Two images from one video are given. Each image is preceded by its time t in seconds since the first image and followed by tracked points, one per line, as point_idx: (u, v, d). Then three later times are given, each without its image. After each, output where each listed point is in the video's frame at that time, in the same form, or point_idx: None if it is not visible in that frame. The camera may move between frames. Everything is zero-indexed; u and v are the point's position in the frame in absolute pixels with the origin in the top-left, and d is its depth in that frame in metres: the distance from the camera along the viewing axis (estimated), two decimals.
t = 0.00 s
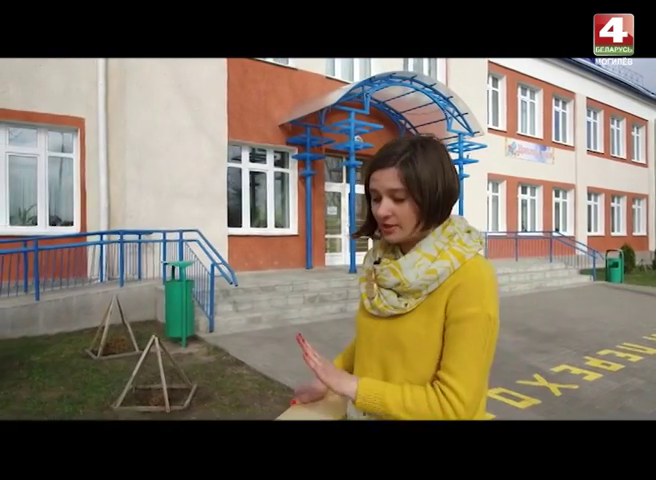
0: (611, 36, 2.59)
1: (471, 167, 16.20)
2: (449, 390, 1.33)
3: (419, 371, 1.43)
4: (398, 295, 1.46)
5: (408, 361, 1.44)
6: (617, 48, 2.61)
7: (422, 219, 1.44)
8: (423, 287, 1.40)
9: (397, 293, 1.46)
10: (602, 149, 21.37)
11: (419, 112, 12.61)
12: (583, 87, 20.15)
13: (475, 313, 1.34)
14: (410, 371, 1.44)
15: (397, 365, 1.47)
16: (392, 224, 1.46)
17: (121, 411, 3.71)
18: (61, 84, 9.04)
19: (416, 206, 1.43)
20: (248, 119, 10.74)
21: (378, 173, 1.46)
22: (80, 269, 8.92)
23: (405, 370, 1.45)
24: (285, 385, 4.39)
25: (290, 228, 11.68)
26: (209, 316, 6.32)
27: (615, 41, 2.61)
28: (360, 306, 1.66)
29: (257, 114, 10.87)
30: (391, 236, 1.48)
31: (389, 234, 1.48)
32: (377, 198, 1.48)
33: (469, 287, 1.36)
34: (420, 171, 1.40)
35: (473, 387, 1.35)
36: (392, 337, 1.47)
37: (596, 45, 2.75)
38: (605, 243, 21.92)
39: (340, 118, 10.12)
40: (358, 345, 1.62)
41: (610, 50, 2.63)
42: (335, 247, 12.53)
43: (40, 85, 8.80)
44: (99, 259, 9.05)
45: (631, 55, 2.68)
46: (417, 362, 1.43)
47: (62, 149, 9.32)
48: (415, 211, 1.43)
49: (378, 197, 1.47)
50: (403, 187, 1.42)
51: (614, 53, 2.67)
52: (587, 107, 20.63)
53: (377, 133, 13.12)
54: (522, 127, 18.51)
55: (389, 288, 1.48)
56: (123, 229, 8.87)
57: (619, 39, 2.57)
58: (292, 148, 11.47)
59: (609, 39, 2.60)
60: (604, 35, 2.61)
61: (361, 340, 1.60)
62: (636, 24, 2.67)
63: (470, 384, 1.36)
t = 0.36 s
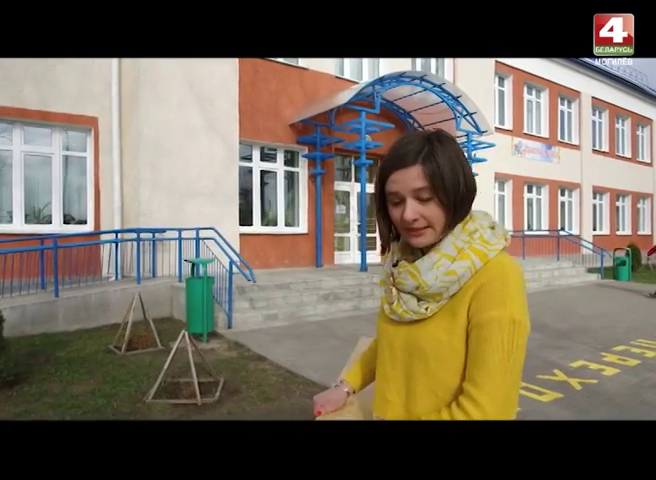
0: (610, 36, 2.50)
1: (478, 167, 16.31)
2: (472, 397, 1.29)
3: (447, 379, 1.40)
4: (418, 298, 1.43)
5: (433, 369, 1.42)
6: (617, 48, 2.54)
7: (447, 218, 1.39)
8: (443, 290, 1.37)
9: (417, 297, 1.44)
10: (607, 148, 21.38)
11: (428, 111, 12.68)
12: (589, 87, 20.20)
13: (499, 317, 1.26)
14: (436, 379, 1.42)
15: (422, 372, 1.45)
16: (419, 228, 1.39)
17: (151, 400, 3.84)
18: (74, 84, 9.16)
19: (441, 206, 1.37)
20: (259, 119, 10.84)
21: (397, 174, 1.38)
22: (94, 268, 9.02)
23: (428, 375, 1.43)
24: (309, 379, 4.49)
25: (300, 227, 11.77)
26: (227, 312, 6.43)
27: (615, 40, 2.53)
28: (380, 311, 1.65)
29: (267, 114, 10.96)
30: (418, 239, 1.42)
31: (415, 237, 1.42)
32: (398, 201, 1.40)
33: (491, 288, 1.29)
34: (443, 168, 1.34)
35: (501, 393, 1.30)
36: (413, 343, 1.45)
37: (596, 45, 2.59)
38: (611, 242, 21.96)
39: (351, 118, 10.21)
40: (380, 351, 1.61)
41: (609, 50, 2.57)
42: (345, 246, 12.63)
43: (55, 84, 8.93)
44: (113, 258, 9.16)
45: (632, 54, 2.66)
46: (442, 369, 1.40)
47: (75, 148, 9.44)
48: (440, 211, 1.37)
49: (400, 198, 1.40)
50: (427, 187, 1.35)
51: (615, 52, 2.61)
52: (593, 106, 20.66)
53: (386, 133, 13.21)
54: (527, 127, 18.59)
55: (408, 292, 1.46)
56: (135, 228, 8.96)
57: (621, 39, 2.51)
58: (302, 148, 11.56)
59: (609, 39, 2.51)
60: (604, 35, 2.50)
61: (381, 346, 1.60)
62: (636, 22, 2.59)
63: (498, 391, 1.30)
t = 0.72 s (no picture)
0: (610, 35, 2.41)
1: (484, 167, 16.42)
2: (513, 398, 1.21)
3: (483, 381, 1.31)
4: (455, 294, 1.33)
5: (469, 370, 1.32)
6: (617, 49, 2.43)
7: (496, 205, 1.32)
8: (485, 285, 1.28)
9: (453, 293, 1.34)
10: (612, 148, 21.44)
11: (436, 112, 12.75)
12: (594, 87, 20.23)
13: (550, 314, 1.20)
14: (471, 381, 1.32)
15: (455, 374, 1.35)
16: (469, 217, 1.30)
17: (181, 395, 3.95)
18: (90, 85, 9.29)
19: (492, 192, 1.30)
20: (269, 119, 10.97)
21: (447, 158, 1.29)
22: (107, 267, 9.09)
23: (462, 376, 1.33)
24: (330, 376, 4.58)
25: (309, 226, 11.88)
26: (244, 311, 6.53)
27: (616, 40, 2.43)
28: (401, 308, 1.53)
29: (277, 114, 11.10)
30: (465, 229, 1.33)
31: (465, 228, 1.32)
32: (445, 187, 1.32)
33: (539, 282, 1.23)
34: (497, 153, 1.28)
35: (543, 395, 1.22)
36: (449, 343, 1.34)
37: (596, 45, 2.50)
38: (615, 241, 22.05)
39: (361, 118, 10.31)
40: (402, 351, 1.49)
41: (609, 51, 2.46)
42: (353, 245, 12.74)
43: (70, 85, 9.04)
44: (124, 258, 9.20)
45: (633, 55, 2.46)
46: (480, 370, 1.30)
47: (88, 149, 9.52)
48: (491, 198, 1.30)
49: (449, 185, 1.31)
50: (482, 172, 1.29)
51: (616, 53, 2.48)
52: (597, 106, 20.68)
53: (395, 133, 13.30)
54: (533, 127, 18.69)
55: (443, 287, 1.36)
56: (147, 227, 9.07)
57: (621, 39, 2.40)
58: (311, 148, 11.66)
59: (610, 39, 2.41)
60: (604, 35, 2.43)
61: (405, 347, 1.47)
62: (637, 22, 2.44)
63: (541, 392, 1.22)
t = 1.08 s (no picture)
0: (610, 36, 2.29)
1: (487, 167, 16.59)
2: (530, 401, 1.26)
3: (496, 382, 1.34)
4: (476, 300, 1.32)
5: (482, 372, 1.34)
6: (617, 50, 2.31)
7: (499, 214, 1.32)
8: (508, 291, 1.29)
9: (475, 298, 1.33)
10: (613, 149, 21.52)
11: (439, 113, 12.87)
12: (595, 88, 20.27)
13: (565, 320, 1.25)
14: (483, 382, 1.35)
15: (469, 375, 1.37)
16: (468, 226, 1.32)
17: (202, 390, 4.09)
18: (102, 87, 9.46)
19: (493, 202, 1.30)
20: (275, 121, 11.08)
21: (448, 169, 1.30)
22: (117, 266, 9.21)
23: (481, 379, 1.34)
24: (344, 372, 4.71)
25: (314, 227, 12.03)
26: (255, 309, 6.70)
27: (615, 40, 2.30)
28: (413, 309, 1.51)
29: (284, 116, 11.22)
30: (468, 235, 1.35)
31: (467, 234, 1.35)
32: (448, 196, 1.33)
33: (559, 289, 1.28)
34: (499, 164, 1.27)
35: (553, 396, 1.28)
36: (466, 346, 1.35)
37: (595, 45, 2.37)
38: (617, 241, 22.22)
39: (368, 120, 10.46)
40: (415, 354, 1.48)
41: (609, 51, 2.34)
42: (359, 245, 12.90)
43: (83, 88, 9.22)
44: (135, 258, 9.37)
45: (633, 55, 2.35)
46: (492, 372, 1.33)
47: (98, 149, 9.68)
48: (492, 207, 1.30)
49: (450, 195, 1.33)
50: (480, 183, 1.28)
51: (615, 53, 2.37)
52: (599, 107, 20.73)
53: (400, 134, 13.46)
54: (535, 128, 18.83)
55: (464, 292, 1.34)
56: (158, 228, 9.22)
57: (621, 39, 2.28)
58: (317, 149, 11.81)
59: (609, 38, 2.28)
60: (604, 35, 2.29)
61: (418, 349, 1.46)
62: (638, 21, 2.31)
63: (552, 392, 1.28)
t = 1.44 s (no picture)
0: (610, 36, 2.41)
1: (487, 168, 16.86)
2: (495, 386, 1.33)
3: (464, 371, 1.39)
4: (443, 292, 1.40)
5: (451, 362, 1.39)
6: (617, 48, 2.44)
7: (464, 209, 1.40)
8: (472, 284, 1.36)
9: (442, 291, 1.41)
10: (611, 150, 21.64)
11: (440, 115, 13.12)
12: (592, 89, 20.37)
13: (524, 310, 1.32)
14: (453, 372, 1.40)
15: (439, 365, 1.41)
16: (435, 218, 1.40)
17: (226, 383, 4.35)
18: (112, 91, 9.69)
19: (459, 196, 1.39)
20: (279, 123, 11.30)
21: (420, 165, 1.40)
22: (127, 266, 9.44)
23: (449, 367, 1.39)
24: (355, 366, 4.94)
25: (318, 227, 12.30)
26: (266, 308, 6.93)
27: (615, 39, 2.43)
28: (389, 304, 1.56)
29: (289, 119, 11.43)
30: (434, 227, 1.43)
31: (433, 226, 1.43)
32: (418, 190, 1.43)
33: (520, 281, 1.35)
34: (465, 162, 1.36)
35: (516, 383, 1.35)
36: (436, 337, 1.40)
37: (596, 44, 2.49)
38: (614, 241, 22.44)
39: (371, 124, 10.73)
40: (390, 348, 1.53)
41: (609, 50, 2.47)
42: (362, 245, 13.16)
43: (94, 93, 9.48)
44: (147, 258, 9.65)
45: (632, 53, 2.53)
46: (459, 362, 1.38)
47: (107, 152, 9.87)
48: (458, 201, 1.39)
49: (421, 189, 1.42)
50: (446, 178, 1.38)
51: (615, 50, 2.52)
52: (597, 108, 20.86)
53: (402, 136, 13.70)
54: (534, 129, 19.04)
55: (433, 285, 1.42)
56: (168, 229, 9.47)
57: (621, 39, 2.40)
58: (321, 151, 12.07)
59: (610, 39, 2.41)
60: (604, 35, 2.40)
61: (393, 343, 1.51)
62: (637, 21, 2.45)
63: (515, 380, 1.36)
